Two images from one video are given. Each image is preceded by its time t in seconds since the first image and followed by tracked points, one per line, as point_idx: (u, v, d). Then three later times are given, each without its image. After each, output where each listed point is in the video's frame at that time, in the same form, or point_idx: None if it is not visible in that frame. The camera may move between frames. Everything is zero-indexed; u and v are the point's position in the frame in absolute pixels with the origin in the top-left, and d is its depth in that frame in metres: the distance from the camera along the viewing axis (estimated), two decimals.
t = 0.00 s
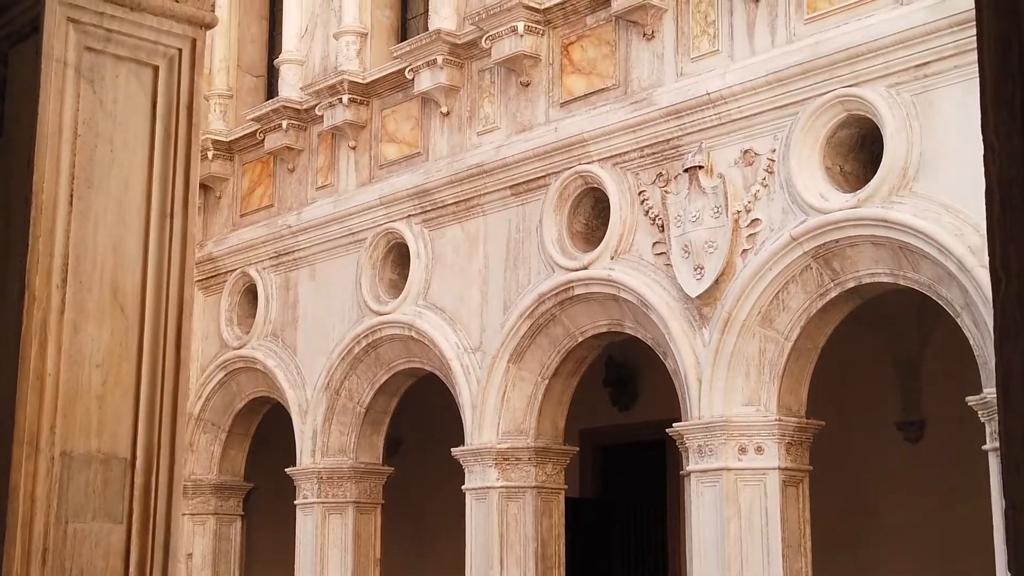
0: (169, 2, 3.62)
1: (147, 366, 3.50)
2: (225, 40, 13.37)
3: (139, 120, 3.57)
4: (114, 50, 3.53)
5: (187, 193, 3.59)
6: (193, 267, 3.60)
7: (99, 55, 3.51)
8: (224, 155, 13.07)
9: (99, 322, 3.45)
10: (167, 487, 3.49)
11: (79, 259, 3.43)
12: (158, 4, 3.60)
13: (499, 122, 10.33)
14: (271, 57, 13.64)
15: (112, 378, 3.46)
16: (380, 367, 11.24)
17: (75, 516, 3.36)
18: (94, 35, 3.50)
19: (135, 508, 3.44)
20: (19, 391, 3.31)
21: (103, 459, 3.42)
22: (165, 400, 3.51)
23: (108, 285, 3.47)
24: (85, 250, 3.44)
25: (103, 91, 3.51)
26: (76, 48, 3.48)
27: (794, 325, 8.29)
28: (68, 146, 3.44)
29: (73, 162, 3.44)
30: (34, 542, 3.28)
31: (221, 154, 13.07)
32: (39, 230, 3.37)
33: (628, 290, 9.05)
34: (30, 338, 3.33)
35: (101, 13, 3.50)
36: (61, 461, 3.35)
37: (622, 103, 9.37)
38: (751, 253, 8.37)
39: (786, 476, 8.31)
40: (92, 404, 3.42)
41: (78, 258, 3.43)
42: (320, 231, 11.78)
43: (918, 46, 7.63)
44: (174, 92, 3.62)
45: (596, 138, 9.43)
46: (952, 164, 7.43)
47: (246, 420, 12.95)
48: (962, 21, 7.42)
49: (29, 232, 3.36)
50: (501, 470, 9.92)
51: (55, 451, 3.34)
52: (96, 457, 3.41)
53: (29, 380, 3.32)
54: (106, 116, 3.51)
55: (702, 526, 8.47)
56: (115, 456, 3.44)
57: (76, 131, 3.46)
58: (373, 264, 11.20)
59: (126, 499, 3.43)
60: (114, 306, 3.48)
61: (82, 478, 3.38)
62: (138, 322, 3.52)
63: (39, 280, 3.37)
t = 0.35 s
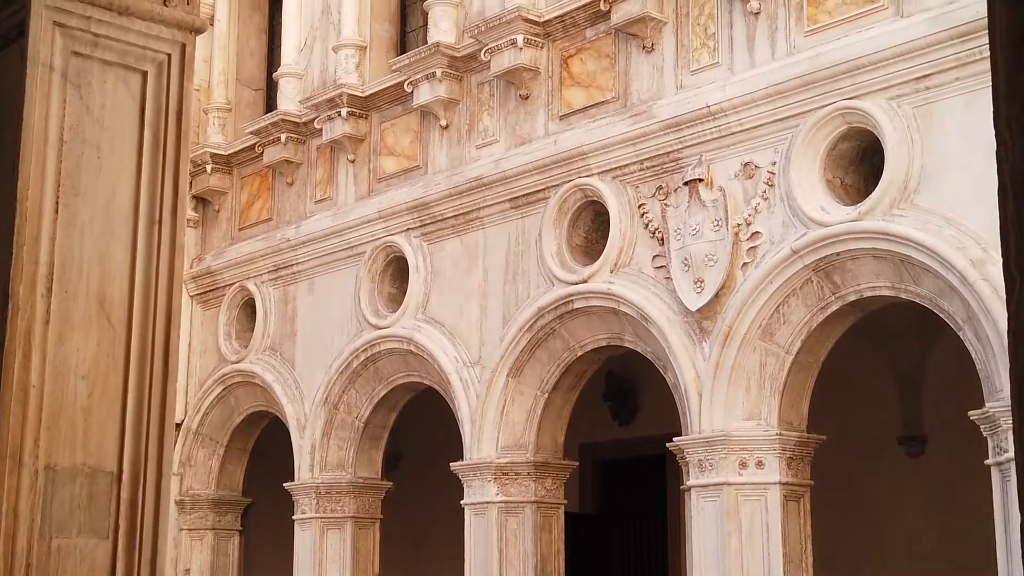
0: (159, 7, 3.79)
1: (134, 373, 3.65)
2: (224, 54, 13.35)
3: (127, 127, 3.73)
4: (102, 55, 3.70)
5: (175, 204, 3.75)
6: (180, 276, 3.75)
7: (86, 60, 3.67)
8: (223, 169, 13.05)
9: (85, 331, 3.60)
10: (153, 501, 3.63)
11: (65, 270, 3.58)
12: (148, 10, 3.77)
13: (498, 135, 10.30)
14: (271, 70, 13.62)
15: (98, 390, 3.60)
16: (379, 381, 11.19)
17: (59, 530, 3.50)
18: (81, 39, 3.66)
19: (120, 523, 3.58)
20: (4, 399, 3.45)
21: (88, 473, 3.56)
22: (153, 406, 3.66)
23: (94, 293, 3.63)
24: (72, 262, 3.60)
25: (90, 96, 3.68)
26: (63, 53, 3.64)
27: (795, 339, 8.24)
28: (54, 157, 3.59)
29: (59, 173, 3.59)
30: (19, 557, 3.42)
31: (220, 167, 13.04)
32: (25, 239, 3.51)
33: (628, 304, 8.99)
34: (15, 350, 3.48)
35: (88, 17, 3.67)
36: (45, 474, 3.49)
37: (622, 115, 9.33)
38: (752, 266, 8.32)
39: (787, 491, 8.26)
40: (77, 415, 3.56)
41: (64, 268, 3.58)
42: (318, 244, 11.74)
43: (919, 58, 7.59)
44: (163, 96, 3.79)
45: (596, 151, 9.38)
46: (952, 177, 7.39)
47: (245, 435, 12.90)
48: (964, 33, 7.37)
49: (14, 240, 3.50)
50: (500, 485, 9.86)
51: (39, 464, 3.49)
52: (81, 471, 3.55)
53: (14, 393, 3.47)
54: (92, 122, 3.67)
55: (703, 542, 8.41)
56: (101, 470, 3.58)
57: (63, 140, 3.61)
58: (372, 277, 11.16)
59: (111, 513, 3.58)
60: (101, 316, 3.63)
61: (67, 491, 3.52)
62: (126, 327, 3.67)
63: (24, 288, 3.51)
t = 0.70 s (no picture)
0: (149, 13, 3.89)
1: (121, 383, 3.73)
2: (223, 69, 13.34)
3: (114, 136, 3.81)
4: (90, 61, 3.79)
5: (163, 214, 3.84)
6: (169, 287, 3.84)
7: (74, 66, 3.76)
8: (222, 185, 13.03)
9: (71, 342, 3.67)
10: (140, 517, 3.70)
11: (51, 281, 3.66)
12: (137, 15, 3.87)
13: (497, 150, 10.26)
14: (270, 86, 13.61)
15: (84, 403, 3.67)
16: (378, 397, 11.13)
17: (44, 547, 3.55)
18: (68, 45, 3.76)
19: (106, 542, 3.64)
20: None
21: (75, 488, 3.62)
22: (141, 416, 3.74)
23: (81, 305, 3.70)
24: (58, 275, 3.67)
25: (78, 105, 3.76)
26: (49, 59, 3.73)
27: (796, 354, 8.19)
28: (39, 167, 3.67)
29: (44, 184, 3.67)
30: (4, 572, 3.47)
31: (219, 183, 13.01)
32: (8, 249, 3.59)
33: (628, 319, 8.93)
34: None
35: (75, 23, 3.76)
36: (30, 489, 3.55)
37: (622, 130, 9.29)
38: (753, 281, 8.27)
39: (789, 507, 8.20)
40: (63, 428, 3.62)
41: (50, 279, 3.65)
42: (317, 260, 11.69)
43: (920, 72, 7.55)
44: (151, 103, 3.87)
45: (596, 165, 9.34)
46: (954, 192, 7.34)
47: (243, 452, 12.83)
48: (965, 47, 7.33)
49: None
50: (500, 501, 9.80)
51: (24, 479, 3.54)
52: (67, 486, 3.61)
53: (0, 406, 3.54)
54: (79, 131, 3.75)
55: (704, 558, 8.35)
56: (87, 485, 3.64)
57: (48, 150, 3.69)
58: (370, 293, 11.11)
59: (96, 531, 3.64)
60: (88, 327, 3.71)
61: (52, 505, 3.58)
62: (114, 336, 3.74)
63: (8, 300, 3.59)
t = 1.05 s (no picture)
0: (140, 19, 4.16)
1: (110, 390, 3.98)
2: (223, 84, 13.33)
3: (104, 145, 4.07)
4: (80, 68, 4.06)
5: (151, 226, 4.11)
6: (159, 299, 4.11)
7: (63, 73, 4.03)
8: (221, 200, 13.00)
9: (59, 354, 3.91)
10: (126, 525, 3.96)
11: (41, 293, 3.90)
12: (129, 20, 4.13)
13: (497, 165, 10.22)
14: (270, 101, 13.59)
15: (72, 411, 3.92)
16: (377, 414, 11.08)
17: (33, 556, 3.77)
18: (58, 51, 4.02)
19: (93, 554, 3.88)
20: None
21: (62, 503, 3.86)
22: (131, 422, 4.00)
23: (69, 320, 3.94)
24: (46, 288, 3.92)
25: (66, 115, 4.02)
26: (39, 65, 3.99)
27: (798, 370, 8.13)
28: (29, 179, 3.92)
29: (33, 194, 3.92)
30: None
31: (218, 198, 12.99)
32: None
33: (628, 334, 8.88)
34: None
35: (66, 28, 4.03)
36: (18, 503, 3.77)
37: (622, 144, 9.26)
38: (754, 296, 8.23)
39: (791, 525, 8.13)
40: (51, 443, 3.86)
41: (39, 291, 3.90)
42: (316, 275, 11.64)
43: (922, 86, 7.51)
44: (142, 111, 4.14)
45: (596, 180, 9.30)
46: (957, 206, 7.30)
47: (241, 469, 12.77)
48: (967, 60, 7.30)
49: None
50: (499, 518, 9.73)
51: (13, 491, 3.77)
52: (56, 498, 3.85)
53: None
54: (67, 141, 4.00)
55: None
56: (75, 501, 3.89)
57: (38, 157, 3.94)
58: (369, 308, 11.06)
59: (84, 540, 3.88)
60: (77, 337, 3.95)
61: (39, 518, 3.80)
62: (103, 342, 4.00)
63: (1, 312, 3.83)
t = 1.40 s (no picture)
0: (132, 20, 3.72)
1: (99, 406, 3.53)
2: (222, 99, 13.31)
3: (96, 145, 3.64)
4: (69, 70, 3.63)
5: (147, 228, 3.67)
6: (150, 309, 3.65)
7: (52, 75, 3.60)
8: (220, 216, 12.97)
9: (47, 365, 3.47)
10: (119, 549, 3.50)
11: (27, 298, 3.46)
12: (120, 22, 3.70)
13: (497, 180, 10.19)
14: (270, 116, 13.57)
15: (60, 427, 3.47)
16: (377, 430, 11.02)
17: None
18: (47, 53, 3.60)
19: None
20: None
21: (50, 517, 3.41)
22: (121, 439, 3.55)
23: (58, 327, 3.50)
24: (34, 292, 3.48)
25: (56, 112, 3.59)
26: (27, 67, 3.56)
27: (800, 385, 8.08)
28: (16, 173, 3.49)
29: (21, 192, 3.48)
30: None
31: (217, 214, 12.97)
32: None
33: (628, 350, 8.84)
34: None
35: (55, 30, 3.60)
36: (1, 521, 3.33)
37: (622, 159, 9.22)
38: (755, 311, 8.18)
39: (794, 541, 8.07)
40: (38, 453, 3.42)
41: (25, 295, 3.46)
42: (315, 291, 11.59)
43: (924, 100, 7.47)
44: (134, 116, 3.71)
45: (596, 195, 9.26)
46: (960, 220, 7.25)
47: (239, 485, 12.67)
48: (969, 74, 7.25)
49: None
50: (499, 535, 9.66)
51: None
52: (42, 516, 3.40)
53: None
54: (57, 138, 3.57)
55: None
56: (63, 513, 3.44)
57: (25, 156, 3.51)
58: (369, 324, 11.01)
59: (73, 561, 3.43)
60: (65, 349, 3.51)
61: (24, 537, 3.36)
62: (91, 360, 3.55)
63: None
